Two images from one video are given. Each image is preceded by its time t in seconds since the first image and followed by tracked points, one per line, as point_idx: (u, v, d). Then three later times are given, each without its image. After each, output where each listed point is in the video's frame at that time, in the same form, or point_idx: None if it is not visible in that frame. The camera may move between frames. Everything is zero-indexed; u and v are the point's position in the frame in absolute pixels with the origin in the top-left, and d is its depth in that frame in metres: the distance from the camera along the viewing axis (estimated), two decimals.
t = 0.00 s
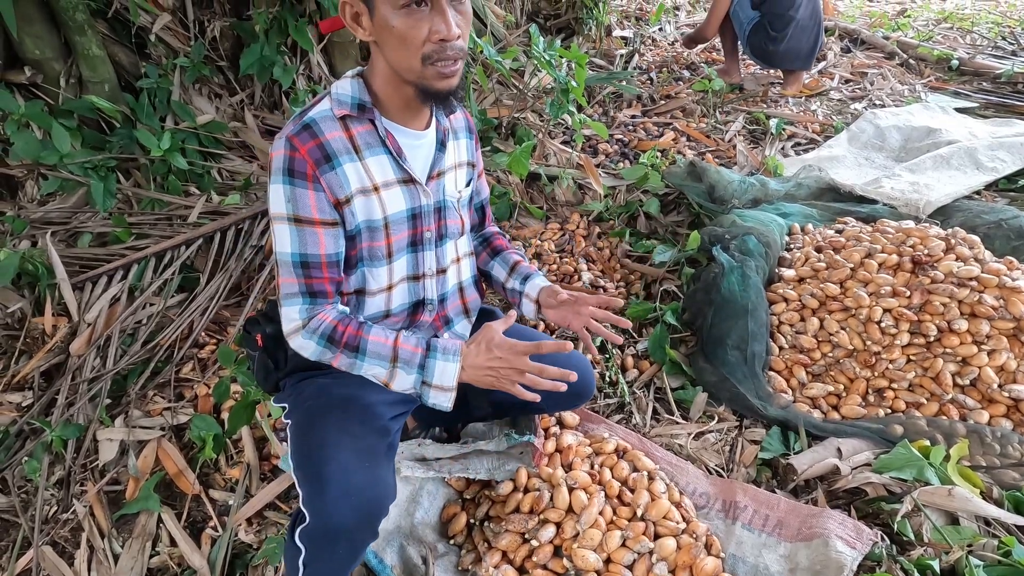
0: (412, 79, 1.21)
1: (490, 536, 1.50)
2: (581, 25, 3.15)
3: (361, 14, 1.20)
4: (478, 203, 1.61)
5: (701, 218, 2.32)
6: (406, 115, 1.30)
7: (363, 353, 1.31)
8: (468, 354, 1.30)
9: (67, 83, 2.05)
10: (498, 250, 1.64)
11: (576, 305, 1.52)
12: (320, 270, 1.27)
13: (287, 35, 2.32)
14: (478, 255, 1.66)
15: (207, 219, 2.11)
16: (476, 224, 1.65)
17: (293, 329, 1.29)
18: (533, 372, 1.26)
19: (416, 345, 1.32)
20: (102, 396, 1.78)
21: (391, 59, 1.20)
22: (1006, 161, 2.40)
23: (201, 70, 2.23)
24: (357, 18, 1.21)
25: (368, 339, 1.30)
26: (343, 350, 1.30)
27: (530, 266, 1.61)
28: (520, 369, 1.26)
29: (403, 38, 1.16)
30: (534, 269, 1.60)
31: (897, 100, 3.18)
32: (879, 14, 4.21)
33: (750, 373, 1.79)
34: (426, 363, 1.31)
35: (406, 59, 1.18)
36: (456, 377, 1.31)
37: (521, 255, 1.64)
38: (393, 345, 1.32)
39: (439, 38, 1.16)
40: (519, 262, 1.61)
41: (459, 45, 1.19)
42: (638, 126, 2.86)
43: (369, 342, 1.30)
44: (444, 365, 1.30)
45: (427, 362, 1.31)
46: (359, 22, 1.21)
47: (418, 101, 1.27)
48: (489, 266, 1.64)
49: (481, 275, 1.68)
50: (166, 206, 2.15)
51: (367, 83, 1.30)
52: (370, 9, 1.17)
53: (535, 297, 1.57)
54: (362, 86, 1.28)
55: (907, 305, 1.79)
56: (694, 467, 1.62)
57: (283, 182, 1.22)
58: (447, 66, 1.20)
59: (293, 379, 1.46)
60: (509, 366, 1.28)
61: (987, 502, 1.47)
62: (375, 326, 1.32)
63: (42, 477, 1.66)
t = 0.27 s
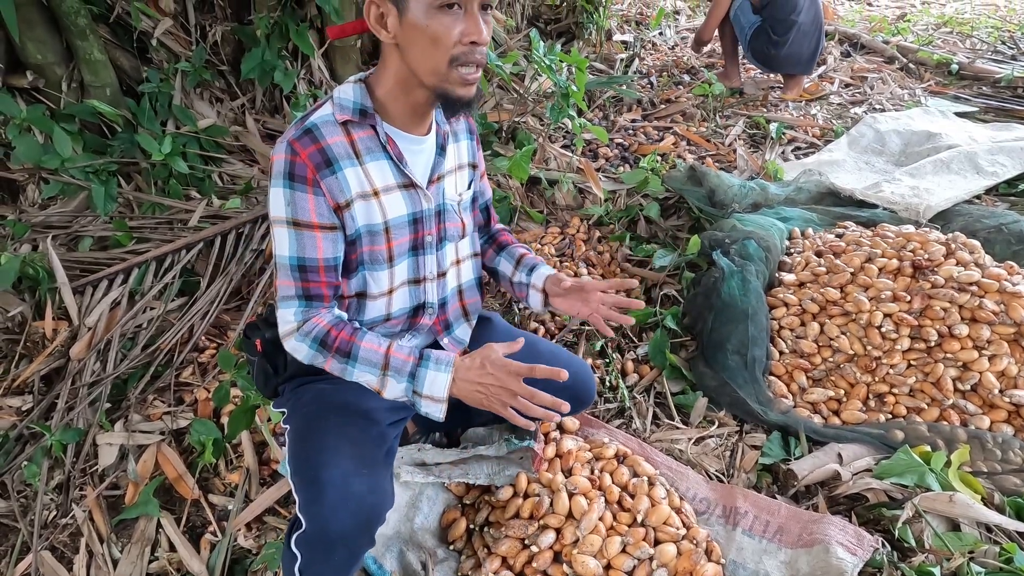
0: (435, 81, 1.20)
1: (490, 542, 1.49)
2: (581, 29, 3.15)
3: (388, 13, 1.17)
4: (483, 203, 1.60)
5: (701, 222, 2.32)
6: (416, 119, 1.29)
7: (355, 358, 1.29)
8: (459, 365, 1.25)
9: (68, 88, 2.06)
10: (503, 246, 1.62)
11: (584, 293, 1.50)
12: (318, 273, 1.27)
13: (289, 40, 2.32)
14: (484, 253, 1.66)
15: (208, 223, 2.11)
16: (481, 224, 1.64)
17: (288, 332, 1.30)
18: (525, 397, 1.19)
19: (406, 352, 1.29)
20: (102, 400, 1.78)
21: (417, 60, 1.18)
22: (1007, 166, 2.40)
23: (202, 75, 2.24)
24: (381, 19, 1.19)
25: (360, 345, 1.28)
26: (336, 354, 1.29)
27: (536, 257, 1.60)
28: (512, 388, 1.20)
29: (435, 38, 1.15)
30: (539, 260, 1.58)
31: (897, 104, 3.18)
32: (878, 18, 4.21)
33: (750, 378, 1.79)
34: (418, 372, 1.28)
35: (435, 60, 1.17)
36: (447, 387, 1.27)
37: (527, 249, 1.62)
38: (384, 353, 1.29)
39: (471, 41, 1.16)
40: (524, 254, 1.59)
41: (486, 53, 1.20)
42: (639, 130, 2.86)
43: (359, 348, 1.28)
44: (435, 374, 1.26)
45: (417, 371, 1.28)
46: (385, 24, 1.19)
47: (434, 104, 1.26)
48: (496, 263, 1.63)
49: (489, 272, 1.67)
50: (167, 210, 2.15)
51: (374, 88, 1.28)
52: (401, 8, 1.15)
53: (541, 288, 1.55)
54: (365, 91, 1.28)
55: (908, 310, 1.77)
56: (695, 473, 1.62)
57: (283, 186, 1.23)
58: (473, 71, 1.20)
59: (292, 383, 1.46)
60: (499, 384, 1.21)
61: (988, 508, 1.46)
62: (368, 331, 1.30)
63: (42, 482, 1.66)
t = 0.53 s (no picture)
0: (438, 101, 1.22)
1: (488, 550, 1.49)
2: (581, 36, 3.17)
3: (401, 30, 1.19)
4: (500, 208, 1.60)
5: (701, 229, 2.32)
6: (418, 135, 1.31)
7: (335, 345, 1.17)
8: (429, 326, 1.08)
9: (71, 95, 2.06)
10: (533, 236, 1.57)
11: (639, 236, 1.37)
12: (318, 273, 1.25)
13: (290, 47, 2.33)
14: (516, 255, 1.59)
15: (208, 229, 2.12)
16: (503, 229, 1.62)
17: (285, 331, 1.24)
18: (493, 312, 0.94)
19: (384, 326, 1.15)
20: (103, 407, 1.78)
21: (422, 79, 1.20)
22: (1005, 173, 2.40)
23: (204, 82, 2.24)
24: (395, 35, 1.22)
25: (341, 328, 1.17)
26: (319, 344, 1.18)
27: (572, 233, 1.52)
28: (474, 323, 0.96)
29: (442, 60, 1.17)
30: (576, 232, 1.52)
31: (896, 111, 3.18)
32: (878, 25, 4.22)
33: (749, 386, 1.79)
34: (392, 342, 1.13)
35: (441, 81, 1.19)
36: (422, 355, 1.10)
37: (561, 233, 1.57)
38: (363, 331, 1.16)
39: (478, 67, 1.18)
40: (559, 234, 1.53)
41: (492, 79, 1.21)
42: (638, 137, 2.87)
43: (341, 332, 1.17)
44: (410, 339, 1.10)
45: (392, 342, 1.13)
46: (397, 40, 1.21)
47: (435, 122, 1.28)
48: (532, 252, 1.56)
49: (527, 268, 1.59)
50: (168, 217, 2.15)
51: (379, 99, 1.30)
52: (413, 27, 1.17)
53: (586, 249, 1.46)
54: (372, 101, 1.29)
55: (906, 318, 1.79)
56: (693, 481, 1.62)
57: (284, 187, 1.23)
58: (477, 95, 1.21)
59: (284, 388, 1.45)
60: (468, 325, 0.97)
61: (986, 518, 1.46)
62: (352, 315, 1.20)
63: (42, 489, 1.66)
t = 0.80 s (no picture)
0: (449, 106, 1.22)
1: (486, 556, 1.49)
2: (582, 41, 3.17)
3: (404, 41, 1.19)
4: (485, 224, 1.59)
5: (700, 234, 2.32)
6: (427, 140, 1.31)
7: (335, 357, 1.25)
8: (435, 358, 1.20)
9: (72, 100, 2.07)
10: (501, 270, 1.59)
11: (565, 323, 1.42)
12: (314, 282, 1.27)
13: (290, 52, 2.33)
14: (483, 275, 1.62)
15: (209, 234, 2.12)
16: (482, 245, 1.63)
17: (276, 332, 1.28)
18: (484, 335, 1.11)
19: (387, 348, 1.25)
20: (102, 411, 1.78)
21: (430, 87, 1.20)
22: (1005, 178, 2.40)
23: (205, 87, 2.24)
24: (398, 47, 1.21)
25: (340, 343, 1.24)
26: (317, 354, 1.25)
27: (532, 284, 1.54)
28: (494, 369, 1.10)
29: (449, 68, 1.17)
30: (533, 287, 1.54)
31: (896, 116, 3.18)
32: (878, 30, 4.22)
33: (748, 392, 1.78)
34: (394, 366, 1.24)
35: (451, 88, 1.19)
36: (421, 382, 1.22)
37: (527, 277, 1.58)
38: (364, 349, 1.25)
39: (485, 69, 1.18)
40: (520, 280, 1.55)
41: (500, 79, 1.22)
42: (638, 141, 2.87)
43: (341, 346, 1.25)
44: (411, 369, 1.22)
45: (394, 366, 1.23)
46: (402, 52, 1.21)
47: (445, 127, 1.28)
48: (493, 284, 1.59)
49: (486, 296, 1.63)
50: (168, 221, 2.15)
51: (387, 107, 1.30)
52: (416, 37, 1.17)
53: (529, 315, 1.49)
54: (379, 109, 1.29)
55: (906, 324, 1.77)
56: (693, 488, 1.61)
57: (290, 195, 1.24)
58: (487, 97, 1.22)
59: (286, 392, 1.46)
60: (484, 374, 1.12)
61: (986, 525, 1.45)
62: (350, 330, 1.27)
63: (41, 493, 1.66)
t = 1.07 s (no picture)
0: (465, 112, 1.23)
1: (489, 562, 1.49)
2: (583, 45, 3.19)
3: (418, 49, 1.19)
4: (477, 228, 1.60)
5: (702, 239, 2.32)
6: (439, 146, 1.32)
7: (370, 360, 1.33)
8: (467, 360, 1.35)
9: (76, 104, 2.07)
10: (469, 281, 1.61)
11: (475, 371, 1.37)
12: (338, 290, 1.29)
13: (293, 57, 2.34)
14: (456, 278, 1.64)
15: (211, 238, 2.12)
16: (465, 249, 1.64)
17: (305, 338, 1.30)
18: (505, 351, 1.34)
19: (420, 353, 1.34)
20: (104, 416, 1.78)
21: (446, 94, 1.20)
22: (1006, 183, 2.40)
23: (208, 92, 2.25)
24: (411, 56, 1.21)
25: (376, 348, 1.32)
26: (353, 358, 1.32)
27: (489, 310, 1.57)
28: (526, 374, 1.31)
29: (466, 73, 1.17)
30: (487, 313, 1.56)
31: (897, 120, 3.18)
32: (879, 35, 4.23)
33: (750, 398, 1.78)
34: (428, 368, 1.35)
35: (467, 94, 1.19)
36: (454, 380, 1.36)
37: (489, 297, 1.59)
38: (398, 354, 1.34)
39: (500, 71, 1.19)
40: (480, 300, 1.57)
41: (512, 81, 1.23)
42: (640, 146, 2.87)
43: (376, 351, 1.32)
44: (445, 371, 1.35)
45: (429, 369, 1.34)
46: (416, 60, 1.21)
47: (459, 131, 1.29)
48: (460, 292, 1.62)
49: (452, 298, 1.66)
50: (171, 226, 2.14)
51: (400, 115, 1.30)
52: (431, 45, 1.17)
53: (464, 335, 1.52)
54: (391, 118, 1.29)
55: (908, 329, 1.78)
56: (695, 493, 1.61)
57: (310, 208, 1.23)
58: (501, 99, 1.23)
59: (294, 396, 1.46)
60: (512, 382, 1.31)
61: (989, 532, 1.45)
62: (382, 334, 1.33)
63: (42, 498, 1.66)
